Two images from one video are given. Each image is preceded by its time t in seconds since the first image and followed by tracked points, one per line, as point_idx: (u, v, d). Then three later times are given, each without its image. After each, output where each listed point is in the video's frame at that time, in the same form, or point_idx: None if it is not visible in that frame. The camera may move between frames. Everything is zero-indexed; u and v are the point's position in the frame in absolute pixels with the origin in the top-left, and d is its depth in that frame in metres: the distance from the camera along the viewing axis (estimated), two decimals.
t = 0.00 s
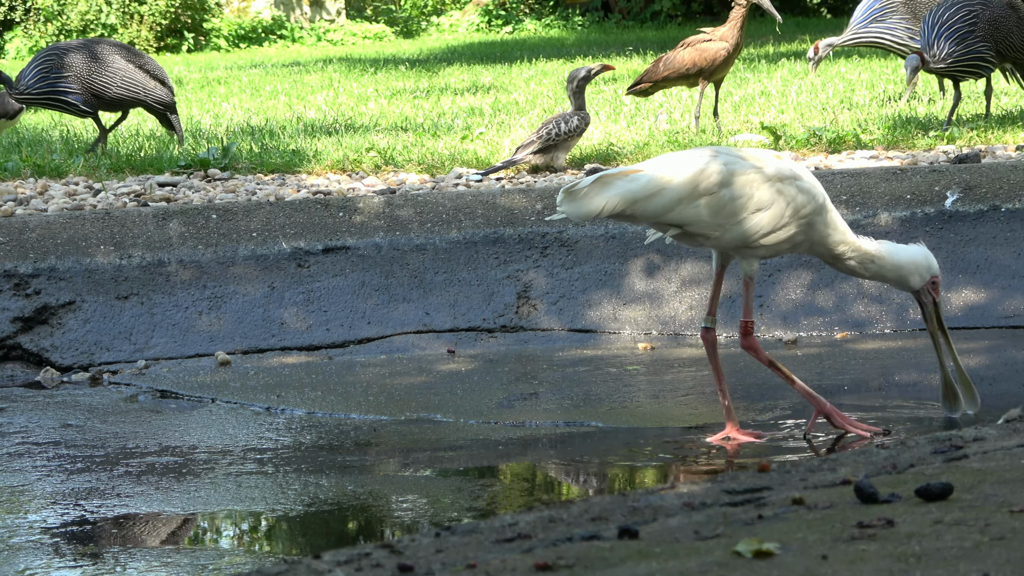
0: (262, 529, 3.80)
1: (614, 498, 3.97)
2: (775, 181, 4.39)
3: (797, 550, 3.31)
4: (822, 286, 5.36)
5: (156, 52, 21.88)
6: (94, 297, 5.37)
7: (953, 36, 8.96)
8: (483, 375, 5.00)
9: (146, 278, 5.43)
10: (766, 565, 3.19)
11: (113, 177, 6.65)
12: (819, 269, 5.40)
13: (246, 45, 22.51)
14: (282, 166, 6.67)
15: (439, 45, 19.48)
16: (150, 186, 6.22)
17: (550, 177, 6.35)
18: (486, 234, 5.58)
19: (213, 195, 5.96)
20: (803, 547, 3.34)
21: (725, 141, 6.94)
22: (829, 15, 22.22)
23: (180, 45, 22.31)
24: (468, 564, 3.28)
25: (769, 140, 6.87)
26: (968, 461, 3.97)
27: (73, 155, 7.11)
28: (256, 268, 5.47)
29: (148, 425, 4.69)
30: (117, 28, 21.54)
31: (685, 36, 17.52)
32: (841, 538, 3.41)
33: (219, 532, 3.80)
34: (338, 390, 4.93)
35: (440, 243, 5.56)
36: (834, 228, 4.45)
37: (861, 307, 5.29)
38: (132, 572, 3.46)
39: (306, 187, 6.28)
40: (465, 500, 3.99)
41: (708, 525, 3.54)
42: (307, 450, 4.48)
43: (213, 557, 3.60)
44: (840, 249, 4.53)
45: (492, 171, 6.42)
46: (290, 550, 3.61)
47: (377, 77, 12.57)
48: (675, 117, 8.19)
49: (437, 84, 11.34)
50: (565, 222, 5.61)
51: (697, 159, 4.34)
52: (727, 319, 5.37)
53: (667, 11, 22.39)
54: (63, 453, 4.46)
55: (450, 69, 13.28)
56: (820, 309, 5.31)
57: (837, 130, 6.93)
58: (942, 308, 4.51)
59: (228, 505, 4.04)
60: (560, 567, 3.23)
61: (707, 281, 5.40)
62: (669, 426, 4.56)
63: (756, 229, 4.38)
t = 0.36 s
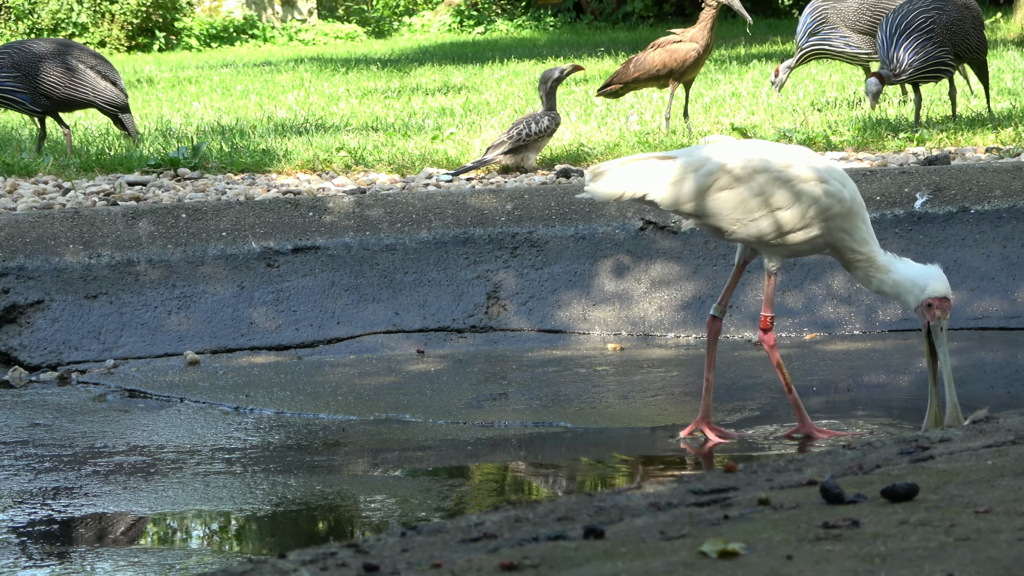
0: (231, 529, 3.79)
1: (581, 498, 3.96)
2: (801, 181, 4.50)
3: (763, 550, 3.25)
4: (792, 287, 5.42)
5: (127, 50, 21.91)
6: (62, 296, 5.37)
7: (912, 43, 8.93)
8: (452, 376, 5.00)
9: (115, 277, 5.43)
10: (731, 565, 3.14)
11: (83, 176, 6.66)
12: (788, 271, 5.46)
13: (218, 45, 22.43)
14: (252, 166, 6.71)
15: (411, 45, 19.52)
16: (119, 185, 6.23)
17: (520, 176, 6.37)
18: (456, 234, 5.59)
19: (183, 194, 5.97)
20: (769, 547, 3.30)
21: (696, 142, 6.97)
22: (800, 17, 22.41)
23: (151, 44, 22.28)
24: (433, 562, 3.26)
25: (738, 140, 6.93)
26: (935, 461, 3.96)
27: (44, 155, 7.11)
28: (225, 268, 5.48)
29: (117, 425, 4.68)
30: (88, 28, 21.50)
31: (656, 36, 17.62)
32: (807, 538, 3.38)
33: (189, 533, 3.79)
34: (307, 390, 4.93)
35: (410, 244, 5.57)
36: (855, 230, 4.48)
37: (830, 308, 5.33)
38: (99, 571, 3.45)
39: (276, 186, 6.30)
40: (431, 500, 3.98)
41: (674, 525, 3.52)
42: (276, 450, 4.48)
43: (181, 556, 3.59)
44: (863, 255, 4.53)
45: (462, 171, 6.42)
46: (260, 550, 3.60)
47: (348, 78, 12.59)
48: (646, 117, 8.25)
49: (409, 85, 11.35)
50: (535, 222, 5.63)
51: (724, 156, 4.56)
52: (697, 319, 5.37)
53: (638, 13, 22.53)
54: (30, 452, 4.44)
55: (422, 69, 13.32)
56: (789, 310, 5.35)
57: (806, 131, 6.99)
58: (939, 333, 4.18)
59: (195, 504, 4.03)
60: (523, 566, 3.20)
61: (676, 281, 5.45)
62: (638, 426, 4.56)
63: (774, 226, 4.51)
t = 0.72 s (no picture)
0: (196, 531, 3.78)
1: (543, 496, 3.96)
2: (811, 176, 4.53)
3: (722, 549, 3.25)
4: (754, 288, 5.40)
5: (90, 52, 21.83)
6: (24, 297, 5.35)
7: (868, 45, 8.72)
8: (415, 377, 5.00)
9: (78, 278, 5.43)
10: (692, 565, 3.14)
11: (45, 177, 6.66)
12: (750, 272, 5.44)
13: (182, 46, 22.28)
14: (214, 167, 6.71)
15: (374, 46, 19.50)
16: (82, 186, 6.24)
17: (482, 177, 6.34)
18: (418, 235, 5.60)
19: (145, 195, 5.98)
20: (729, 546, 3.31)
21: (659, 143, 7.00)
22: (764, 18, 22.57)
23: (114, 46, 22.09)
24: (394, 561, 3.28)
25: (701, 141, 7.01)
26: (895, 460, 3.98)
27: (6, 156, 7.10)
28: (188, 269, 5.48)
29: (79, 426, 4.67)
30: (50, 28, 21.43)
31: (619, 36, 17.69)
32: (768, 537, 3.39)
33: (153, 535, 3.78)
34: (270, 391, 4.92)
35: (373, 244, 5.58)
36: (868, 227, 4.55)
37: (792, 308, 5.36)
38: (61, 572, 3.44)
39: (239, 187, 6.32)
40: (393, 501, 3.98)
41: (635, 524, 3.53)
42: (239, 451, 4.47)
43: (143, 557, 3.58)
44: (877, 247, 4.63)
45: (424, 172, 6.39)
46: (225, 552, 3.59)
47: (311, 78, 12.58)
48: (609, 117, 8.32)
49: (372, 86, 11.35)
50: (498, 223, 5.65)
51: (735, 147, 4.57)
52: (659, 320, 5.37)
53: (603, 14, 22.58)
54: None
55: (385, 70, 13.31)
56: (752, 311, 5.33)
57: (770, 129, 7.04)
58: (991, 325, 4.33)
59: (157, 505, 4.03)
60: (485, 565, 3.20)
61: (640, 281, 5.47)
62: (600, 426, 4.56)
63: (783, 222, 4.60)
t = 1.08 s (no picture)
0: (162, 534, 3.76)
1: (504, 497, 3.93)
2: (861, 172, 4.44)
3: (684, 549, 3.19)
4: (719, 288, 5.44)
5: (55, 54, 21.72)
6: None
7: (825, 43, 8.76)
8: (380, 378, 5.00)
9: (42, 280, 5.41)
10: (653, 564, 3.07)
11: (9, 178, 6.70)
12: (716, 273, 5.48)
13: (148, 48, 22.17)
14: (179, 169, 6.77)
15: (339, 47, 19.48)
16: (47, 188, 6.26)
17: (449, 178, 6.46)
18: (384, 237, 5.61)
19: (111, 197, 6.00)
20: (691, 545, 3.24)
21: (623, 144, 7.13)
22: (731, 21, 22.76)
23: (80, 48, 21.96)
24: (355, 560, 3.26)
25: (667, 142, 7.12)
26: (857, 459, 3.96)
27: None
28: (153, 271, 5.48)
29: (43, 428, 4.64)
30: (15, 31, 21.38)
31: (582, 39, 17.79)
32: (729, 536, 3.31)
33: (119, 538, 3.74)
34: (235, 393, 4.92)
35: (338, 246, 5.58)
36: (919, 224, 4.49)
37: (758, 309, 5.37)
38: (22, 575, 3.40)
39: (204, 188, 6.41)
40: (355, 501, 3.97)
41: (597, 523, 3.51)
42: (203, 452, 4.46)
43: (107, 559, 3.56)
44: (926, 246, 4.54)
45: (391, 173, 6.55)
46: (191, 554, 3.56)
47: (277, 80, 12.60)
48: (575, 118, 8.46)
49: (337, 88, 11.42)
50: (464, 225, 5.66)
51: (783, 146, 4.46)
52: (625, 321, 5.40)
53: (569, 15, 22.53)
54: None
55: (351, 72, 13.30)
56: (718, 312, 5.37)
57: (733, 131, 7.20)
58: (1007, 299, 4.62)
59: (122, 507, 4.00)
60: (446, 565, 3.14)
61: (605, 282, 5.50)
62: (566, 428, 4.54)
63: (834, 219, 4.45)
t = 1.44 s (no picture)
0: (103, 536, 3.68)
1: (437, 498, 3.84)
2: (832, 166, 4.51)
3: (614, 547, 3.10)
4: (657, 289, 5.49)
5: None
6: None
7: (764, 42, 8.79)
8: (318, 379, 5.01)
9: None
10: (584, 562, 2.97)
11: None
12: (654, 273, 5.55)
13: (88, 49, 21.93)
14: (117, 170, 6.86)
15: (283, 49, 19.46)
16: None
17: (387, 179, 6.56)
18: (322, 237, 5.67)
19: (48, 198, 6.03)
20: (621, 544, 3.14)
21: (563, 145, 7.23)
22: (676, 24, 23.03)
23: (20, 49, 21.60)
24: (285, 561, 3.15)
25: (607, 143, 7.19)
26: (789, 459, 3.90)
27: None
28: (90, 271, 5.52)
29: None
30: None
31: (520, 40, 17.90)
32: (660, 535, 3.19)
33: (59, 540, 3.66)
34: (172, 394, 4.91)
35: (277, 247, 5.63)
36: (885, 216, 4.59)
37: (697, 310, 5.40)
38: None
39: (141, 189, 6.49)
40: (289, 502, 3.93)
41: (529, 522, 3.41)
42: (140, 453, 4.43)
43: (42, 561, 3.49)
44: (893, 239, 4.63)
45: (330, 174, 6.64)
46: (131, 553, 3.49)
47: (218, 81, 12.59)
48: (516, 120, 8.58)
49: (279, 88, 11.53)
50: (403, 226, 5.71)
51: (757, 140, 4.46)
52: (563, 322, 5.42)
53: (512, 17, 22.46)
54: None
55: (292, 73, 13.22)
56: (656, 312, 5.41)
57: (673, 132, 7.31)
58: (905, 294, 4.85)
59: (58, 508, 3.95)
60: (377, 565, 3.03)
61: (544, 283, 5.54)
62: (505, 429, 4.52)
63: (810, 212, 4.47)
